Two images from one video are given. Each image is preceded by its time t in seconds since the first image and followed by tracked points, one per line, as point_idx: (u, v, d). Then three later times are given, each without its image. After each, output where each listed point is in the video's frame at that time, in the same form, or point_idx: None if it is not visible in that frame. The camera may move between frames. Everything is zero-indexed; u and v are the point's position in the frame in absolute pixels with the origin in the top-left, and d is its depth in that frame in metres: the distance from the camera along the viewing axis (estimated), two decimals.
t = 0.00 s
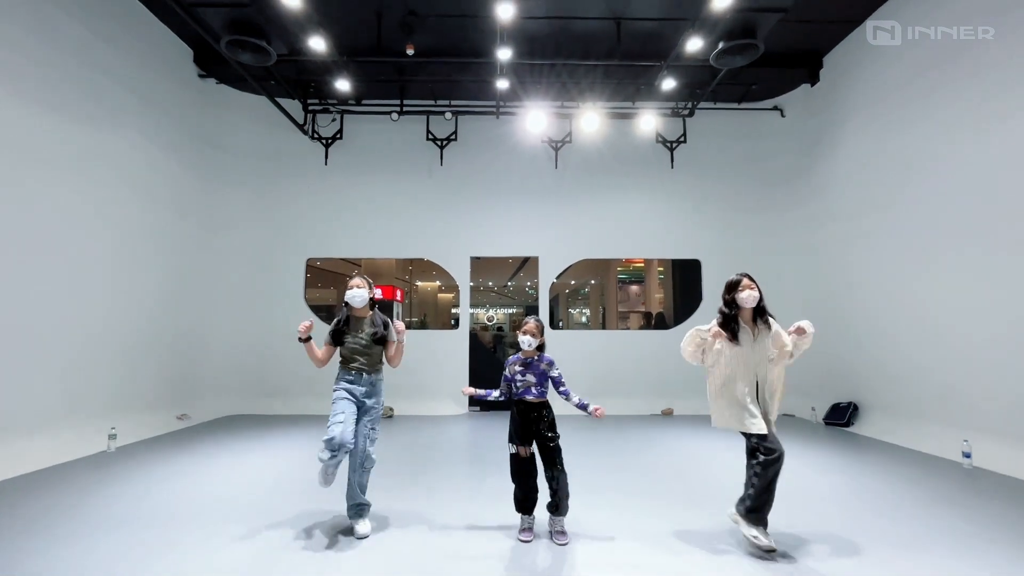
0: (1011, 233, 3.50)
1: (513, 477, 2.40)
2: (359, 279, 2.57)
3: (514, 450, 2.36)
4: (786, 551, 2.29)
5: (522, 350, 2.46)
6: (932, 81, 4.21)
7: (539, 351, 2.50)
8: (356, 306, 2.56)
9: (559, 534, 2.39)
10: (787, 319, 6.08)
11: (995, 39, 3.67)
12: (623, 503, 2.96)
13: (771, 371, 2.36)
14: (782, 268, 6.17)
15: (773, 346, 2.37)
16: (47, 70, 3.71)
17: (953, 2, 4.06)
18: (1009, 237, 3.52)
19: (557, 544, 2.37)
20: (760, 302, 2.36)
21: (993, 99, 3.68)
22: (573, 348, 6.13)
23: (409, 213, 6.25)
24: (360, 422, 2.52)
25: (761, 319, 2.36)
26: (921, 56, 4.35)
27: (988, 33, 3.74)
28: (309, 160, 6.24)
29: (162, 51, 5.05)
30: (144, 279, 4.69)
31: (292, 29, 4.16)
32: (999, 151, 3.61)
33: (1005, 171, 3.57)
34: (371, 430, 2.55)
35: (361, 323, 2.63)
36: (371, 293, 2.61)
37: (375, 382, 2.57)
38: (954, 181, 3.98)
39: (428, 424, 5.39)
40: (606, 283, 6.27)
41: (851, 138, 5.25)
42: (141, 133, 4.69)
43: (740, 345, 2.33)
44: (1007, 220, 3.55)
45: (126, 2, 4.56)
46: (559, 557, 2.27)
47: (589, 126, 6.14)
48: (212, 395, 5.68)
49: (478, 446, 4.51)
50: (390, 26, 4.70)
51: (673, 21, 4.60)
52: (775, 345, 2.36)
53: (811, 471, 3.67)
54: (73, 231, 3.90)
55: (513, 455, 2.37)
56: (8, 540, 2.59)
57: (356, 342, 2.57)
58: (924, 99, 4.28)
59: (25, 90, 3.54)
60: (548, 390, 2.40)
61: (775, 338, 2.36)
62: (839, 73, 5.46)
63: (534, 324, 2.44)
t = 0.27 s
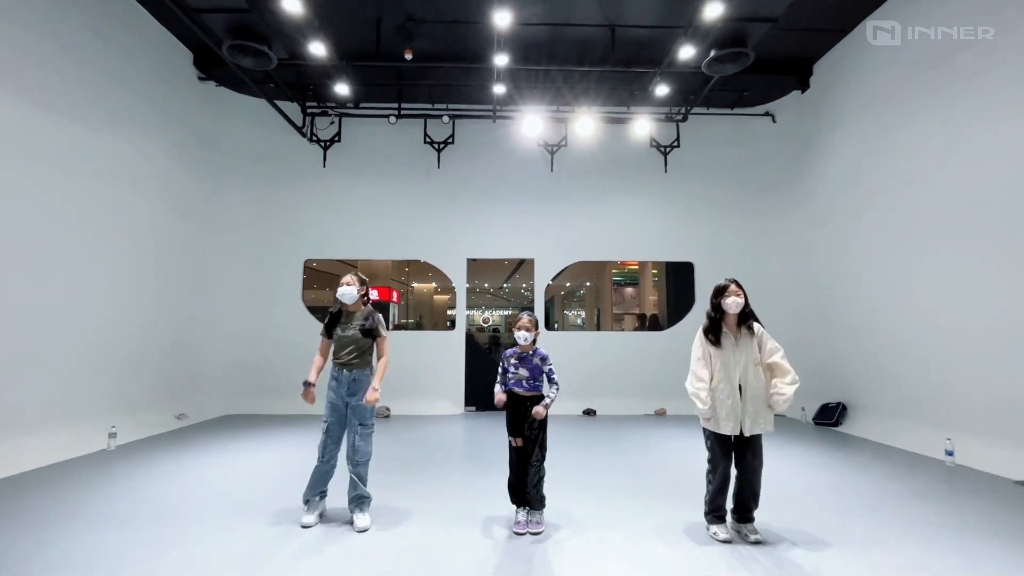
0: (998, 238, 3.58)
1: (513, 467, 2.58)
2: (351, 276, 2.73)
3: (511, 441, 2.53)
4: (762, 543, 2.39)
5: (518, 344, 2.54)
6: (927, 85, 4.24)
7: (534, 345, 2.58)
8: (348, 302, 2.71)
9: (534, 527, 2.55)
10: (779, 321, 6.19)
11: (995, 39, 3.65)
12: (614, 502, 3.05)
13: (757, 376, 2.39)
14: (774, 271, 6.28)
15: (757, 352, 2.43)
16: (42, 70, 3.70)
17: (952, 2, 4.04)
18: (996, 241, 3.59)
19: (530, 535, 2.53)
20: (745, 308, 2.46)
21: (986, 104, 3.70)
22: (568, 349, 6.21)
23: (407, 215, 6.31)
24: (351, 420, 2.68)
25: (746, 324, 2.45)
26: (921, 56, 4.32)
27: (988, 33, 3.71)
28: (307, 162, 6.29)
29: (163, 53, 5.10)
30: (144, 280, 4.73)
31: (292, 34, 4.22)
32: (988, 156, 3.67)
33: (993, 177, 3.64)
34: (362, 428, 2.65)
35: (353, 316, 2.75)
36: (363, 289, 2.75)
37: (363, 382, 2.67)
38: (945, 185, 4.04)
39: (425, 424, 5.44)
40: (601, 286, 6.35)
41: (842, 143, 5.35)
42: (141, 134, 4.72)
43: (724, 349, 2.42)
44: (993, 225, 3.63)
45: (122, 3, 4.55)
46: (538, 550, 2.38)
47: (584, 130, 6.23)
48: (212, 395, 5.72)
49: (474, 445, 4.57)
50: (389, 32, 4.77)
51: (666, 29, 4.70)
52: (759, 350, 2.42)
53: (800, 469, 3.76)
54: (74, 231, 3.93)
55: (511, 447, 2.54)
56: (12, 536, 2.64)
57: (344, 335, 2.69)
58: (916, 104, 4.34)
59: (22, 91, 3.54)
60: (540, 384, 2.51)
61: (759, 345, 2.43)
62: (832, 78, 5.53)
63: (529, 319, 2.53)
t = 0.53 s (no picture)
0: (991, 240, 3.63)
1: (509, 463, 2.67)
2: (347, 278, 2.85)
3: (509, 438, 2.60)
4: (755, 536, 2.48)
5: (518, 343, 2.63)
6: (924, 88, 4.26)
7: (535, 344, 2.65)
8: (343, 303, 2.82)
9: (535, 521, 2.63)
10: (776, 322, 6.26)
11: (996, 39, 3.64)
12: (612, 500, 3.12)
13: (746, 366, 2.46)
14: (771, 272, 6.35)
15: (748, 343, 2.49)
16: (47, 70, 3.73)
17: (951, 3, 4.04)
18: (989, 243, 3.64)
19: (530, 528, 2.60)
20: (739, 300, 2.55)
21: (982, 105, 3.72)
22: (567, 349, 6.27)
23: (408, 216, 6.37)
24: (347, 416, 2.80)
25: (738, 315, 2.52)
26: (920, 56, 4.32)
27: (988, 33, 3.71)
28: (309, 163, 6.35)
29: (167, 55, 5.15)
30: (148, 279, 4.79)
31: (296, 37, 4.29)
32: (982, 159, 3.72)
33: (986, 179, 3.69)
34: (358, 423, 2.77)
35: (346, 316, 2.84)
36: (358, 291, 2.86)
37: (358, 380, 2.78)
38: (940, 187, 4.08)
39: (426, 422, 5.50)
40: (600, 286, 6.42)
41: (838, 145, 5.41)
42: (144, 134, 4.78)
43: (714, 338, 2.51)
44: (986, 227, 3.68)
45: (125, 4, 4.58)
46: (536, 545, 2.45)
47: (583, 132, 6.28)
48: (215, 394, 5.78)
49: (474, 443, 4.63)
50: (391, 35, 4.83)
51: (665, 33, 4.76)
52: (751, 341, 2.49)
53: (795, 467, 3.82)
54: (79, 230, 3.99)
55: (510, 442, 2.61)
56: (23, 529, 2.70)
57: (337, 335, 2.78)
58: (912, 107, 4.37)
59: (28, 90, 3.58)
60: (538, 381, 2.58)
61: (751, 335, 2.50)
62: (830, 80, 5.57)
63: (528, 319, 2.60)
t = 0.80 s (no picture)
0: (988, 242, 3.66)
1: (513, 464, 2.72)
2: (344, 280, 2.83)
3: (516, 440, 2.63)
4: (753, 532, 2.53)
5: (518, 345, 2.67)
6: (923, 89, 4.29)
7: (534, 346, 2.70)
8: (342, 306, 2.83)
9: (534, 517, 2.68)
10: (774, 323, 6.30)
11: (995, 39, 3.67)
12: (611, 498, 3.17)
13: (745, 375, 2.48)
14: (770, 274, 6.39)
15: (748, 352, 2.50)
16: (50, 71, 3.76)
17: (950, 4, 4.07)
18: (986, 245, 3.68)
19: (530, 525, 2.65)
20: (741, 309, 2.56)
21: (982, 106, 3.76)
22: (567, 350, 6.31)
23: (409, 217, 6.42)
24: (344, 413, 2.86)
25: (739, 324, 2.54)
26: (920, 57, 4.35)
27: (988, 34, 3.74)
28: (312, 164, 6.40)
29: (171, 58, 5.20)
30: (152, 279, 4.84)
31: (300, 41, 4.34)
32: (981, 161, 3.75)
33: (983, 181, 3.73)
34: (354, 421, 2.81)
35: (344, 318, 2.87)
36: (355, 294, 2.86)
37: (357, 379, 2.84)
38: (938, 189, 4.12)
39: (427, 422, 5.54)
40: (600, 288, 6.46)
41: (837, 148, 5.45)
42: (149, 135, 4.82)
43: (714, 347, 2.56)
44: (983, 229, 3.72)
45: (131, 7, 4.63)
46: (536, 543, 2.49)
47: (584, 135, 6.33)
48: (218, 393, 5.83)
49: (475, 442, 4.67)
50: (394, 39, 4.89)
51: (664, 37, 4.81)
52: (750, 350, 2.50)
53: (793, 466, 3.86)
54: (84, 231, 4.03)
55: (515, 441, 2.62)
56: (31, 525, 2.74)
57: (336, 337, 2.82)
58: (910, 111, 4.42)
59: (31, 92, 3.60)
60: (539, 383, 2.64)
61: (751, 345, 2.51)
62: (828, 83, 5.61)
63: (528, 321, 2.64)
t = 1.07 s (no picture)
0: (986, 241, 3.68)
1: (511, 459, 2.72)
2: (342, 280, 2.86)
3: (511, 433, 2.65)
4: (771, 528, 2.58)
5: (517, 342, 2.69)
6: (923, 88, 4.30)
7: (532, 342, 2.73)
8: (341, 305, 2.85)
9: (535, 512, 2.75)
10: (774, 323, 6.33)
11: (995, 39, 3.69)
12: (611, 496, 3.20)
13: (757, 370, 2.56)
14: (769, 274, 6.42)
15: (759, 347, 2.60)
16: (52, 69, 3.77)
17: (951, 3, 4.08)
18: (984, 244, 3.70)
19: (530, 519, 2.72)
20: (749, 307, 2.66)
21: (982, 106, 3.77)
22: (567, 348, 6.33)
23: (410, 216, 6.44)
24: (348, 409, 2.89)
25: (749, 321, 2.64)
26: (920, 56, 4.36)
27: (988, 33, 3.75)
28: (314, 163, 6.42)
29: (173, 56, 5.22)
30: (154, 277, 4.86)
31: (302, 40, 4.36)
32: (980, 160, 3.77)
33: (981, 181, 3.75)
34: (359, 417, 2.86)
35: (343, 317, 2.91)
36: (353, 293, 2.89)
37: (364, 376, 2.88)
38: (937, 189, 4.13)
39: (427, 420, 5.56)
40: (600, 287, 6.48)
41: (836, 147, 5.47)
42: (150, 133, 4.84)
43: (727, 343, 2.61)
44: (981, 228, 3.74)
45: (133, 5, 4.65)
46: (535, 539, 2.52)
47: (584, 134, 6.35)
48: (219, 391, 5.85)
49: (475, 440, 4.69)
50: (395, 38, 4.90)
51: (664, 37, 4.83)
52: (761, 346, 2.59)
53: (791, 464, 3.88)
54: (86, 228, 4.05)
55: (514, 438, 2.65)
56: (36, 520, 2.77)
57: (337, 336, 2.87)
58: (909, 111, 4.44)
59: (33, 89, 3.62)
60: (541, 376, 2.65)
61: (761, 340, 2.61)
62: (828, 82, 5.63)
63: (526, 318, 2.65)
